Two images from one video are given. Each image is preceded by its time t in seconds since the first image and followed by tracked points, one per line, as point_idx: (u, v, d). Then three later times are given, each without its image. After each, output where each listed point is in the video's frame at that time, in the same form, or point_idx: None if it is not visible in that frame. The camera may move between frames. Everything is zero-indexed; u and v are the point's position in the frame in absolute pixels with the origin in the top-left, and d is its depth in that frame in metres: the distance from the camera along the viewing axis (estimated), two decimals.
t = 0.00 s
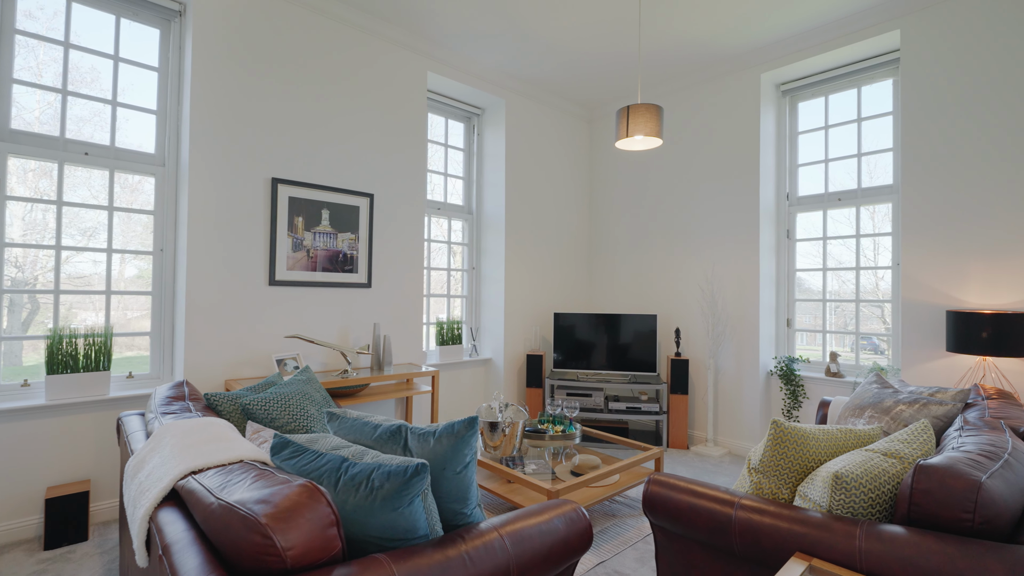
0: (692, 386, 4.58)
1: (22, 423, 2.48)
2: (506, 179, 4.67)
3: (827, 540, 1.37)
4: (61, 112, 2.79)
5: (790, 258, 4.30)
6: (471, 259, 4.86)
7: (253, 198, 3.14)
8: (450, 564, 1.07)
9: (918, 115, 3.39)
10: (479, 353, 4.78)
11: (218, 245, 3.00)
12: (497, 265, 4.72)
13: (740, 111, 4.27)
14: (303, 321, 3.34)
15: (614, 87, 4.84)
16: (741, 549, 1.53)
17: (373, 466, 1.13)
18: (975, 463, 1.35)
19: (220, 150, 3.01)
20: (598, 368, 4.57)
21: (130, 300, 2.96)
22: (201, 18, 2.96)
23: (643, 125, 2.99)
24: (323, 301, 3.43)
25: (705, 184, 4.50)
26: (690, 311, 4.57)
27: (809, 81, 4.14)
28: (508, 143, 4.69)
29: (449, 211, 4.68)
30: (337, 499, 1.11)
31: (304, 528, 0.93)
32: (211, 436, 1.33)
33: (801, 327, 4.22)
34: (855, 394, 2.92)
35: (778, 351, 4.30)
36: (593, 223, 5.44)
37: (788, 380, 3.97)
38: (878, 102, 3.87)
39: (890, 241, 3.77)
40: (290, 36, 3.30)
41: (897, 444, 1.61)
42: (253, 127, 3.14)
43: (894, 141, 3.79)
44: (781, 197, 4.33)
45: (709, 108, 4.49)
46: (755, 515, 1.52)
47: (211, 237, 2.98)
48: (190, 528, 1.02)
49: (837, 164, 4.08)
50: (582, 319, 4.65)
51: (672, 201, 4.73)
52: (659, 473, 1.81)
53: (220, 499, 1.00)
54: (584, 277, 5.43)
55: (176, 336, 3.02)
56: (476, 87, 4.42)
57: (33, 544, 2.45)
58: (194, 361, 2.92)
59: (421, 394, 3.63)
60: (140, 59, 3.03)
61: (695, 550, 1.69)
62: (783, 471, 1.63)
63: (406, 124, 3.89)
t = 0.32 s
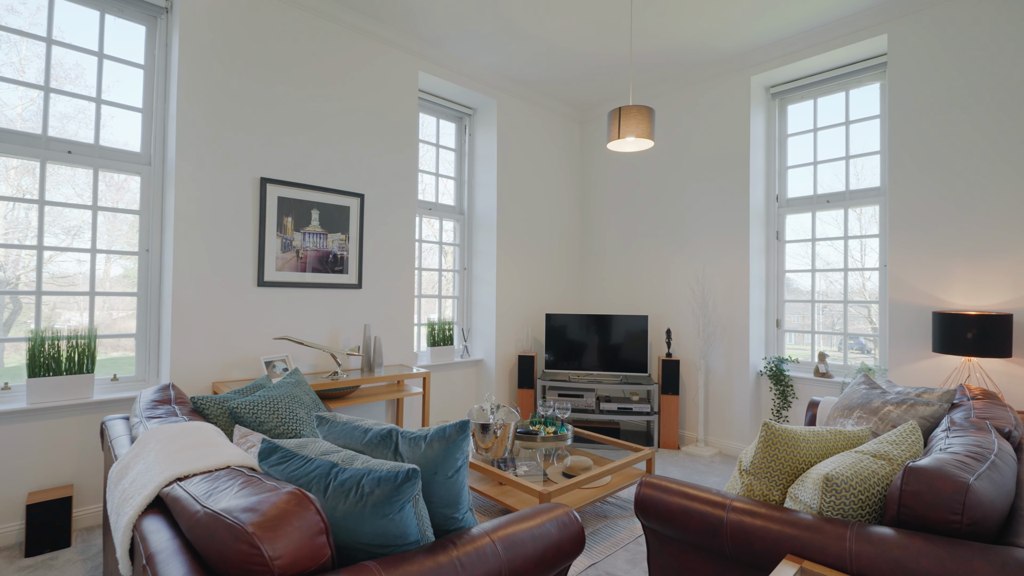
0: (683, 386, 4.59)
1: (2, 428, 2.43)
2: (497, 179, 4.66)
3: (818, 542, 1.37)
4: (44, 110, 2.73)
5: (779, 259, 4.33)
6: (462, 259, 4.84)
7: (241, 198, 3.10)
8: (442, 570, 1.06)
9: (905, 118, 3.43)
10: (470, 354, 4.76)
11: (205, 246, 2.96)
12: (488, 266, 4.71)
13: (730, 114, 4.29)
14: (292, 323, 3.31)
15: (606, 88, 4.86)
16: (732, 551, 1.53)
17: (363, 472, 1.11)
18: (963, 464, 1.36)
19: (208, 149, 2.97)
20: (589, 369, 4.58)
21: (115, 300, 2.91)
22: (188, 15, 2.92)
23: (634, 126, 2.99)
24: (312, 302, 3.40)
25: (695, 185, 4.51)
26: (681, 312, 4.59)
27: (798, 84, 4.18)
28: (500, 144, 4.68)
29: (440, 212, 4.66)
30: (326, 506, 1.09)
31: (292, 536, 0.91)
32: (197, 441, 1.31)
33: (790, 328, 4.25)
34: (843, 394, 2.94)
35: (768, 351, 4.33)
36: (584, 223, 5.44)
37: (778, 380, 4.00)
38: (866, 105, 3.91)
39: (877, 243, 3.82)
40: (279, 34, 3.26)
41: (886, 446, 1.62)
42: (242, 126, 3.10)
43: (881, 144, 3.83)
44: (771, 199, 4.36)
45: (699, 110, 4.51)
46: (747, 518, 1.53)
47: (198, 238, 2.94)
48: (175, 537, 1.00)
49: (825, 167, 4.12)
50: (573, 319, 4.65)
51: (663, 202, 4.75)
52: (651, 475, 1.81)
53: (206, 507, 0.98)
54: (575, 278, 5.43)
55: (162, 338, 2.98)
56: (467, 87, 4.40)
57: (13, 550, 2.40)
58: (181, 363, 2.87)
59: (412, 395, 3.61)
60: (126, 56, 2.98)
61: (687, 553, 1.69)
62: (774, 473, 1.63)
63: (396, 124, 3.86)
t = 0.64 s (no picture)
0: (674, 387, 4.61)
1: None
2: (489, 180, 4.65)
3: (811, 545, 1.38)
4: (26, 106, 2.68)
5: (769, 260, 4.35)
6: (454, 260, 4.82)
7: (229, 197, 3.06)
8: None
9: (893, 121, 3.47)
10: (462, 355, 4.75)
11: (193, 246, 2.92)
12: (480, 266, 4.70)
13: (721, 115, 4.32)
14: (282, 324, 3.28)
15: (598, 89, 4.86)
16: (725, 553, 1.54)
17: (353, 477, 1.09)
18: (952, 465, 1.37)
19: (195, 148, 2.93)
20: (581, 370, 4.58)
21: (101, 301, 2.87)
22: (175, 12, 2.88)
23: (626, 128, 3.00)
24: (302, 303, 3.37)
25: (687, 186, 4.53)
26: (673, 313, 4.60)
27: (788, 87, 4.21)
28: (492, 144, 4.67)
29: (432, 212, 4.64)
30: (316, 511, 1.08)
31: (280, 544, 0.89)
32: (185, 446, 1.28)
33: (779, 328, 4.28)
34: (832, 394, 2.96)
35: (758, 352, 4.35)
36: (576, 224, 5.45)
37: (768, 380, 4.02)
38: (855, 108, 3.95)
39: (866, 244, 3.85)
40: (268, 32, 3.23)
41: (876, 446, 1.63)
42: (230, 124, 3.07)
43: (869, 146, 3.87)
44: (761, 200, 4.39)
45: (690, 112, 4.53)
46: (739, 520, 1.53)
47: (185, 238, 2.90)
48: (160, 545, 0.98)
49: (815, 169, 4.15)
50: (565, 319, 4.65)
51: (655, 203, 4.76)
52: (644, 477, 1.80)
53: (192, 515, 0.96)
54: (567, 279, 5.43)
55: (148, 339, 2.93)
56: (459, 87, 4.39)
57: None
58: (168, 365, 2.83)
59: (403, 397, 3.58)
60: (111, 53, 2.93)
61: (680, 554, 1.69)
62: (765, 474, 1.64)
63: (388, 124, 3.84)
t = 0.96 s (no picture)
0: (666, 387, 4.62)
1: None
2: (482, 180, 4.63)
3: (803, 546, 1.38)
4: (9, 103, 2.62)
5: (760, 261, 4.38)
6: (447, 260, 4.80)
7: (218, 197, 3.03)
8: None
9: (882, 124, 3.50)
10: (454, 356, 4.73)
11: (181, 246, 2.88)
12: (473, 267, 4.68)
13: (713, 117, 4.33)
14: (272, 325, 3.24)
15: (590, 90, 4.87)
16: (717, 554, 1.54)
17: (344, 482, 1.08)
18: (942, 467, 1.38)
19: (184, 147, 2.89)
20: (573, 370, 4.58)
21: (87, 301, 2.82)
22: (162, 8, 2.84)
23: (619, 129, 3.00)
24: (293, 304, 3.34)
25: (679, 188, 4.54)
26: (664, 314, 4.62)
27: (778, 89, 4.24)
28: (484, 144, 4.65)
29: (424, 212, 4.62)
30: (306, 517, 1.06)
31: (269, 552, 0.88)
32: (171, 450, 1.26)
33: (770, 328, 4.31)
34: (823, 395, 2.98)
35: (749, 352, 4.38)
36: (569, 225, 5.45)
37: (759, 381, 4.04)
38: (844, 110, 3.98)
39: (855, 246, 3.88)
40: (257, 29, 3.19)
41: (867, 447, 1.64)
42: (219, 123, 3.03)
43: (858, 149, 3.90)
44: (752, 202, 4.41)
45: (682, 113, 4.55)
46: (732, 521, 1.53)
47: (173, 238, 2.86)
48: (145, 553, 0.96)
49: (805, 170, 4.18)
50: (557, 320, 4.65)
51: (647, 204, 4.77)
52: (636, 479, 1.80)
53: (178, 522, 0.94)
54: (560, 279, 5.43)
55: (135, 341, 2.89)
56: (451, 86, 4.37)
57: None
58: (155, 367, 2.79)
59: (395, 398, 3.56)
60: (97, 50, 2.88)
61: (673, 556, 1.69)
62: (758, 475, 1.64)
63: (379, 123, 3.81)
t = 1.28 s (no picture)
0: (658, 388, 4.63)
1: None
2: (475, 180, 4.62)
3: (795, 548, 1.38)
4: None
5: (752, 262, 4.40)
6: (440, 261, 4.78)
7: (207, 197, 2.99)
8: None
9: (872, 126, 3.53)
10: (447, 357, 4.71)
11: (169, 246, 2.84)
12: (466, 267, 4.66)
13: (705, 118, 4.35)
14: (262, 326, 3.21)
15: (583, 91, 4.87)
16: (711, 556, 1.54)
17: (336, 487, 1.06)
18: (933, 468, 1.39)
19: (172, 145, 2.86)
20: (566, 370, 4.58)
21: (73, 302, 2.78)
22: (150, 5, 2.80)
23: (612, 129, 3.00)
24: (283, 305, 3.30)
25: (672, 189, 4.56)
26: (657, 315, 4.63)
27: (770, 91, 4.26)
28: (477, 144, 4.64)
29: (417, 212, 4.60)
30: (297, 523, 1.04)
31: (258, 559, 0.86)
32: (158, 455, 1.24)
33: (761, 329, 4.33)
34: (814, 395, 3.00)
35: (741, 352, 4.39)
36: (562, 225, 5.45)
37: (750, 381, 4.06)
38: (835, 112, 4.02)
39: (845, 247, 3.91)
40: (247, 27, 3.16)
41: (858, 448, 1.65)
42: (208, 121, 2.99)
43: (848, 151, 3.94)
44: (744, 203, 4.43)
45: (674, 115, 4.56)
46: (725, 523, 1.53)
47: (161, 238, 2.82)
48: (131, 562, 0.94)
49: (796, 172, 4.21)
50: (550, 321, 4.65)
51: (640, 204, 4.78)
52: (630, 481, 1.80)
53: (165, 530, 0.92)
54: (553, 280, 5.43)
55: (123, 342, 2.85)
56: (444, 86, 4.35)
57: None
58: (142, 369, 2.75)
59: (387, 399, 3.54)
60: (84, 47, 2.84)
61: (667, 558, 1.69)
62: (751, 477, 1.64)
63: (371, 122, 3.79)
